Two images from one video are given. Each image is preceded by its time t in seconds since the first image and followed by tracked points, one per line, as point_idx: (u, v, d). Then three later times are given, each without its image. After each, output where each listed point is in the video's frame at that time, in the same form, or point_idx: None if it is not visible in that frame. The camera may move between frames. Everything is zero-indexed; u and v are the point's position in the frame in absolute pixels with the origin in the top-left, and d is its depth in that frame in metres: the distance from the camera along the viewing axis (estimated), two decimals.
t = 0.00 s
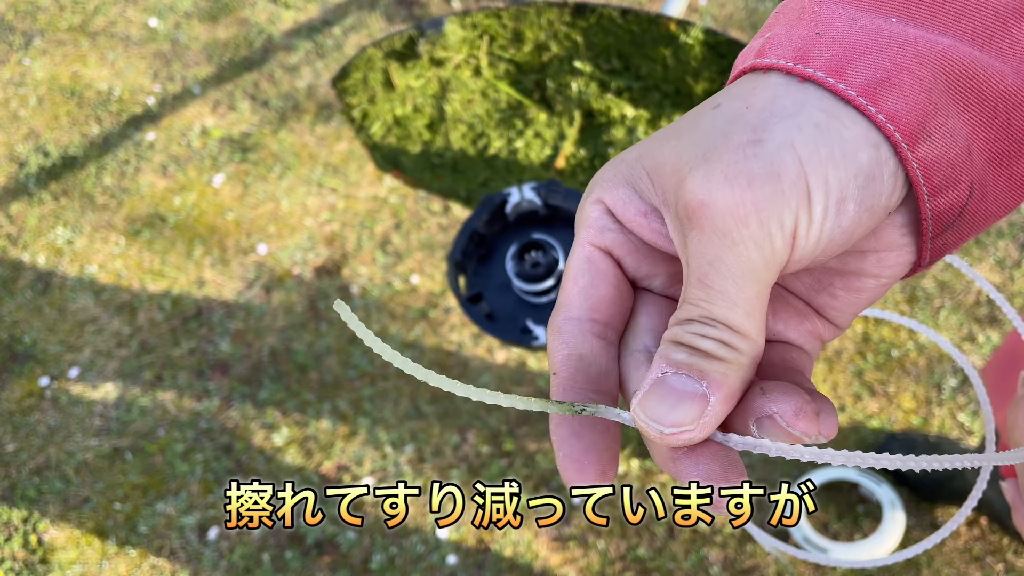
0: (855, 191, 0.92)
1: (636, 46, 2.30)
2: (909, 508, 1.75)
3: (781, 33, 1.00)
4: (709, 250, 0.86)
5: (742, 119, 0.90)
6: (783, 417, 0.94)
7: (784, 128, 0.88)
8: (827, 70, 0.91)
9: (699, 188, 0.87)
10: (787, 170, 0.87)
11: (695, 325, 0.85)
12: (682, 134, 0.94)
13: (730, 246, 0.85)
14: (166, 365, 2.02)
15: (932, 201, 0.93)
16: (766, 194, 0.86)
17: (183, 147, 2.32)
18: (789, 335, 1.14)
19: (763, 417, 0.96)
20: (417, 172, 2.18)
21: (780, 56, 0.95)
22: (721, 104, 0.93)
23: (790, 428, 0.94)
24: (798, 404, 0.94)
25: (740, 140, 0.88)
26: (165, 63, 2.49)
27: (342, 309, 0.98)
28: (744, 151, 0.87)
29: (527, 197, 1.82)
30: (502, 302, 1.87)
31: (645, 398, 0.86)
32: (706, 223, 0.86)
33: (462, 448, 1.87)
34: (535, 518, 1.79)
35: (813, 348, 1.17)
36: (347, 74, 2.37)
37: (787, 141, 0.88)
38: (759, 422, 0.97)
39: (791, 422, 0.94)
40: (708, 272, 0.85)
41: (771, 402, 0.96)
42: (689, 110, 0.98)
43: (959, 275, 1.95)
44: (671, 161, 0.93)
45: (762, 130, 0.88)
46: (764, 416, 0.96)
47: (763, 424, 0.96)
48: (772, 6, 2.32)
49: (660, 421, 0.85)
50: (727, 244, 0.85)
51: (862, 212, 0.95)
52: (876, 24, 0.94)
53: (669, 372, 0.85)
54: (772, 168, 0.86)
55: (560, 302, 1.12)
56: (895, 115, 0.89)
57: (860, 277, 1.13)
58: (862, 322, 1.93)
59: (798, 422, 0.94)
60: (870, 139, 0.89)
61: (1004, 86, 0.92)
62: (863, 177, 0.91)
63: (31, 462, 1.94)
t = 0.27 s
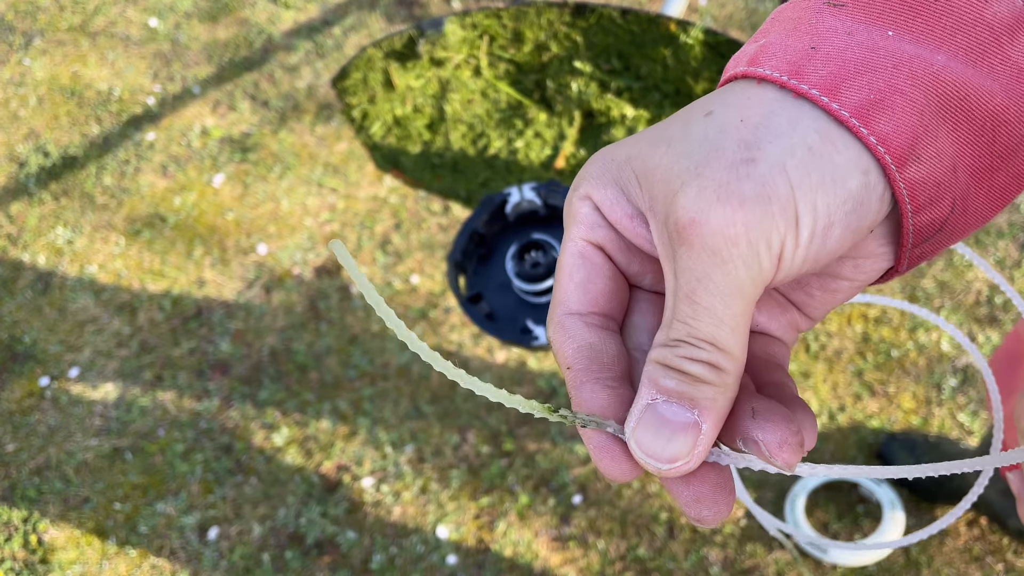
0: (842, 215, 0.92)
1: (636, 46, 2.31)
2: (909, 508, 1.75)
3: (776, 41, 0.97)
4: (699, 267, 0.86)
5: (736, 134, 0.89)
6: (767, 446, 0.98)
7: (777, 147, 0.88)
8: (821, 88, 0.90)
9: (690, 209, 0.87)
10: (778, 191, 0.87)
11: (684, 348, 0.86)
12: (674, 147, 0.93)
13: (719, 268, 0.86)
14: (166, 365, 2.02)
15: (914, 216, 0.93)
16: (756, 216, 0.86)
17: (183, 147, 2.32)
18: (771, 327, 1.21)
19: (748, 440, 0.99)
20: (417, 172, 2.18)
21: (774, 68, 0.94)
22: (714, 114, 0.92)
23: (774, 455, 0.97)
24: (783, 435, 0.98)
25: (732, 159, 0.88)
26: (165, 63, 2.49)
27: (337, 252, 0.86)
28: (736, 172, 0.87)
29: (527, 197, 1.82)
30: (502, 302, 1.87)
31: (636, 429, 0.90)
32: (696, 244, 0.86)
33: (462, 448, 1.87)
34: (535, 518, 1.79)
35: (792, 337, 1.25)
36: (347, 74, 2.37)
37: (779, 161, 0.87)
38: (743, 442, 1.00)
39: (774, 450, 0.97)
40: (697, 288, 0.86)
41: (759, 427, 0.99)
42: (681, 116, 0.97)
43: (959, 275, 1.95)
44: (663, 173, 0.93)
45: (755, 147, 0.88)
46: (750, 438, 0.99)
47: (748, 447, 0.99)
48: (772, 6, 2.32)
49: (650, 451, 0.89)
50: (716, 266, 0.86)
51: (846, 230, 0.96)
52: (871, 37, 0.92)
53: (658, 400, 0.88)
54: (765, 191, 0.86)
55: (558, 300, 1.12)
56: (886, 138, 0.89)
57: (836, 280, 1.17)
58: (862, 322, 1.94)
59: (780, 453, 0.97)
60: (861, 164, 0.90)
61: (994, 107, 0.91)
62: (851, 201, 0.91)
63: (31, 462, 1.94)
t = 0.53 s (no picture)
0: (833, 234, 0.93)
1: (636, 46, 2.31)
2: (909, 508, 1.75)
3: (772, 48, 0.95)
4: (691, 283, 0.86)
5: (732, 148, 0.88)
6: (753, 451, 0.99)
7: (772, 164, 0.87)
8: (818, 103, 0.89)
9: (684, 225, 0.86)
10: (772, 209, 0.86)
11: (675, 360, 0.87)
12: (668, 158, 0.92)
13: (711, 286, 0.86)
14: (167, 365, 2.02)
15: (905, 230, 0.94)
16: (749, 235, 0.86)
17: (183, 147, 2.32)
18: (750, 321, 1.23)
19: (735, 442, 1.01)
20: (417, 172, 2.18)
21: (770, 79, 0.92)
22: (711, 124, 0.91)
23: (758, 460, 0.99)
24: (769, 442, 0.99)
25: (728, 175, 0.87)
26: (166, 63, 2.49)
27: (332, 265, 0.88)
28: (730, 189, 0.86)
29: (527, 197, 1.82)
30: (502, 302, 1.87)
31: (627, 438, 0.91)
32: (689, 261, 0.86)
33: (462, 448, 1.87)
34: (535, 518, 1.79)
35: (773, 328, 1.27)
36: (348, 74, 2.37)
37: (773, 179, 0.87)
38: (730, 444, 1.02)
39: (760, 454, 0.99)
40: (688, 304, 0.86)
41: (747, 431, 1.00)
42: (677, 122, 0.96)
43: (959, 275, 1.95)
44: (657, 187, 0.92)
45: (751, 163, 0.87)
46: (736, 441, 1.01)
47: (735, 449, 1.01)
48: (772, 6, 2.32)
49: (641, 460, 0.90)
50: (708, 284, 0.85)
51: (836, 245, 0.96)
52: (869, 52, 0.91)
53: (649, 409, 0.89)
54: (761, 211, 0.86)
55: (550, 297, 1.12)
56: (880, 155, 0.88)
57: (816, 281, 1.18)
58: (862, 322, 1.94)
59: (764, 458, 0.98)
60: (854, 183, 0.89)
61: (986, 125, 0.91)
62: (842, 220, 0.92)
63: (31, 462, 1.94)
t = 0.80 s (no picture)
0: (837, 254, 0.91)
1: (636, 46, 2.31)
2: (909, 508, 1.75)
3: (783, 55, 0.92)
4: (698, 301, 0.85)
5: (746, 164, 0.86)
6: (741, 447, 1.05)
7: (786, 184, 0.85)
8: (827, 119, 0.85)
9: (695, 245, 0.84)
10: (783, 231, 0.84)
11: (674, 364, 0.89)
12: (677, 168, 0.89)
13: (718, 304, 0.85)
14: (167, 365, 2.02)
15: (908, 246, 0.90)
16: (760, 257, 0.84)
17: (183, 147, 2.32)
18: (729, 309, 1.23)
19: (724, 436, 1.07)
20: (417, 172, 2.18)
21: (781, 89, 0.89)
22: (726, 132, 0.89)
23: (745, 452, 1.05)
24: (757, 439, 1.05)
25: (742, 193, 0.84)
26: (166, 63, 2.49)
27: (350, 273, 1.00)
28: (744, 209, 0.84)
29: (527, 197, 1.82)
30: (502, 302, 1.87)
31: (621, 435, 0.94)
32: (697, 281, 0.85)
33: (462, 448, 1.87)
34: (535, 518, 1.79)
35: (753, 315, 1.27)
36: (348, 75, 2.37)
37: (787, 200, 0.85)
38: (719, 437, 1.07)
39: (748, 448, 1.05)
40: (692, 315, 0.86)
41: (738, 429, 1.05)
42: (687, 127, 0.93)
43: (959, 275, 1.95)
44: (667, 197, 0.89)
45: (766, 182, 0.85)
46: (726, 435, 1.06)
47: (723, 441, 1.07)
48: (772, 7, 2.33)
49: (636, 458, 0.93)
50: (714, 302, 0.85)
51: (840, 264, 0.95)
52: (882, 69, 0.87)
53: (643, 409, 0.92)
54: (774, 229, 0.84)
55: (544, 284, 1.10)
56: (886, 173, 0.85)
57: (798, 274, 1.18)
58: (862, 322, 1.95)
59: (752, 453, 1.05)
60: (864, 208, 0.87)
61: (999, 150, 0.88)
62: (849, 242, 0.90)
63: (31, 462, 1.94)
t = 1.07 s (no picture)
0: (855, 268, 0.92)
1: (636, 46, 2.32)
2: (909, 508, 1.75)
3: (807, 49, 0.90)
4: (725, 313, 0.85)
5: (787, 177, 0.84)
6: (735, 439, 1.05)
7: (826, 200, 0.84)
8: (852, 120, 0.85)
9: (733, 258, 0.83)
10: (817, 249, 0.85)
11: (686, 374, 0.89)
12: (710, 170, 0.87)
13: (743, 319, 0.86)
14: (167, 365, 2.02)
15: (923, 251, 0.90)
16: (793, 273, 0.85)
17: (183, 147, 2.33)
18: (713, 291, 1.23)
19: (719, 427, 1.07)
20: (417, 172, 2.18)
21: (804, 84, 0.87)
22: (765, 138, 0.86)
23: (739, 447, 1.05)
24: (752, 434, 1.05)
25: (785, 209, 0.83)
26: (166, 63, 2.49)
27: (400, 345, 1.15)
28: (785, 226, 0.83)
29: (527, 197, 1.83)
30: (502, 302, 1.88)
31: (626, 434, 0.95)
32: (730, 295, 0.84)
33: (462, 448, 1.87)
34: (535, 518, 1.79)
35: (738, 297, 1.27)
36: (348, 75, 2.37)
37: (826, 218, 0.85)
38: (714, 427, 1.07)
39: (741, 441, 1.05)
40: (714, 326, 0.86)
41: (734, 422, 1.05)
42: (718, 123, 0.90)
43: (958, 275, 1.95)
44: (697, 200, 0.87)
45: (807, 200, 0.84)
46: (721, 427, 1.06)
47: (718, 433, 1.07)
48: (772, 7, 2.33)
49: (638, 459, 0.93)
50: (741, 318, 0.86)
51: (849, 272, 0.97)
52: (907, 70, 0.87)
53: (648, 413, 0.93)
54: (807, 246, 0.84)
55: (553, 268, 1.03)
56: (906, 177, 0.84)
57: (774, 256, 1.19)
58: (862, 322, 1.95)
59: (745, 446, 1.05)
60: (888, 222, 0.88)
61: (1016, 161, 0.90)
62: (869, 256, 0.91)
63: (31, 462, 1.94)
